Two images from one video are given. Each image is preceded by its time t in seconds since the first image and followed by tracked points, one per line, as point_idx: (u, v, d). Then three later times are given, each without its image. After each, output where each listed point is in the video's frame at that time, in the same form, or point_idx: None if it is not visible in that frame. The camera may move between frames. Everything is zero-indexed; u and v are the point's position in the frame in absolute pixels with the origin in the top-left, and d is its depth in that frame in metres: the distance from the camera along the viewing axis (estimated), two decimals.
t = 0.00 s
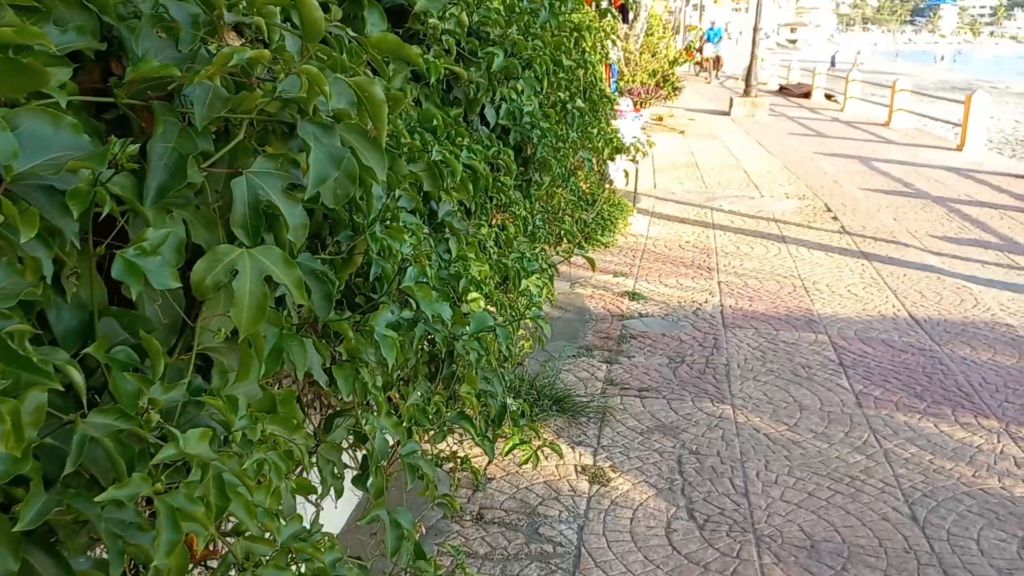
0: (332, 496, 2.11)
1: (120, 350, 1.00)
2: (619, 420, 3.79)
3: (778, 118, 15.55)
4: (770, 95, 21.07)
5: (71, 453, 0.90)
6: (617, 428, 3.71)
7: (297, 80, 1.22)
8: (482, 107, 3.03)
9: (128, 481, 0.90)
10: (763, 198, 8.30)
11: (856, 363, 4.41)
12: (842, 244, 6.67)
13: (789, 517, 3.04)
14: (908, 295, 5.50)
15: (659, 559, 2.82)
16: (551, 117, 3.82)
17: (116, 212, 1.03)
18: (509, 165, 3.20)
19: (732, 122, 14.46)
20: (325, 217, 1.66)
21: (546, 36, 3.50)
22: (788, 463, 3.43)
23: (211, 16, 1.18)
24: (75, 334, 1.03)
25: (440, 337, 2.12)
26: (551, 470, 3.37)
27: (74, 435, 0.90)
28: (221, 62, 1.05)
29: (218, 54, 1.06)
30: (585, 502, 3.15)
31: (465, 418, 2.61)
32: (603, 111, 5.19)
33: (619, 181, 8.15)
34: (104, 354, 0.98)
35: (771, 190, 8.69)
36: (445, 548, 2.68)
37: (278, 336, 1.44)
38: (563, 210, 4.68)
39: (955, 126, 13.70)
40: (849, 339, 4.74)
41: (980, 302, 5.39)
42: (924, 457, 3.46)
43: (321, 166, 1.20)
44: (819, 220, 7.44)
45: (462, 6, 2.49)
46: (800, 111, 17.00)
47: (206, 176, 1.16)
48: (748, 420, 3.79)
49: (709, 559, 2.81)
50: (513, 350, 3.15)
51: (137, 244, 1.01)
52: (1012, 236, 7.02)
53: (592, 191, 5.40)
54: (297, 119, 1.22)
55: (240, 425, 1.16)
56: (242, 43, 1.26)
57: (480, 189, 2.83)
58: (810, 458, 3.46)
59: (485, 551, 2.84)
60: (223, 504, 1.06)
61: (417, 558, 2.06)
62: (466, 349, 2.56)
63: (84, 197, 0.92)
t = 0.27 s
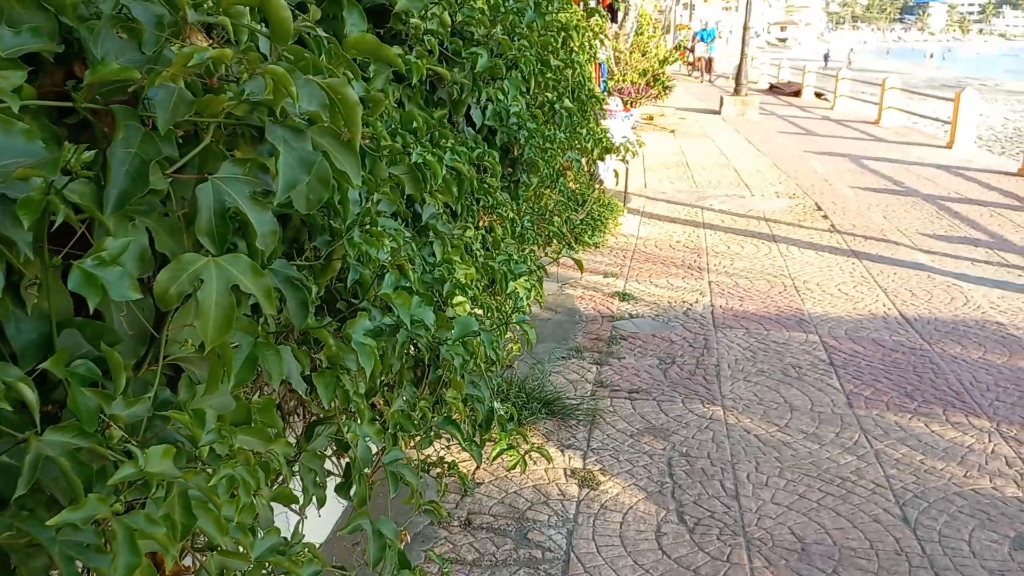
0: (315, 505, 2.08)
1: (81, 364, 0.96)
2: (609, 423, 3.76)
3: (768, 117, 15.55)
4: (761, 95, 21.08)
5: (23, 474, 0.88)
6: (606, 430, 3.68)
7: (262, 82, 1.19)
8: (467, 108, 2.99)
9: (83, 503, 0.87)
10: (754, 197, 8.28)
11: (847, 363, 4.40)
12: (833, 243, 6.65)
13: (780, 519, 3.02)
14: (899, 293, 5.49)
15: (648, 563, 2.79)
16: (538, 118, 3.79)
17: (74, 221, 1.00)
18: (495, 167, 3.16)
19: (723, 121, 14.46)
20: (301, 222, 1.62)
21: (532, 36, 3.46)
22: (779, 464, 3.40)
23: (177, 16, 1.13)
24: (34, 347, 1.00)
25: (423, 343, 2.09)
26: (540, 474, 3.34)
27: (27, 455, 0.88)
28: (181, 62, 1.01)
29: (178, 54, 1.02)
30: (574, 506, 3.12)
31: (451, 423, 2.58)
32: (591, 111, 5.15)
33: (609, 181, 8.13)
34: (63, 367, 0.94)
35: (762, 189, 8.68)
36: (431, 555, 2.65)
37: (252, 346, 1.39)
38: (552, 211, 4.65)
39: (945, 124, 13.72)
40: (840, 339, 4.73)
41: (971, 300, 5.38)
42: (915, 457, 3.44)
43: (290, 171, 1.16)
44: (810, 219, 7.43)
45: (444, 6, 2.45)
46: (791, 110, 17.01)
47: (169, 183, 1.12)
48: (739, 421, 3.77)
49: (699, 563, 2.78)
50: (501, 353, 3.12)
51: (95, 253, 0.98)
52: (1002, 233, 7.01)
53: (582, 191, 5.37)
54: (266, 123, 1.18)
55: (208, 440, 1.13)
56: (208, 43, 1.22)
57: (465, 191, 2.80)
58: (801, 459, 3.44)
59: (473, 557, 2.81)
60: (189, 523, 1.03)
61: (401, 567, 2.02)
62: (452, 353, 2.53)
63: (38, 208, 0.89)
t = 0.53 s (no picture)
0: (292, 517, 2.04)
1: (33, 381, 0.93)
2: (594, 427, 3.73)
3: (754, 117, 15.59)
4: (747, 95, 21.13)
5: None
6: (591, 434, 3.65)
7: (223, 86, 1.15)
8: (447, 111, 2.96)
9: (27, 530, 0.86)
10: (739, 198, 8.28)
11: (832, 364, 4.39)
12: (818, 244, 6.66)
13: (765, 523, 3.00)
14: (883, 294, 5.49)
15: (633, 569, 2.76)
16: (520, 121, 3.76)
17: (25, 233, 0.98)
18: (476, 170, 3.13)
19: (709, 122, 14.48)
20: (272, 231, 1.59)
21: (514, 38, 3.43)
22: (764, 468, 3.38)
23: (135, 22, 1.10)
24: None
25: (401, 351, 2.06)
26: (524, 480, 3.31)
27: None
28: (135, 65, 0.98)
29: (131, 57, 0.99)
30: (558, 512, 3.09)
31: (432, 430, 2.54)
32: (575, 113, 5.13)
33: (595, 183, 8.11)
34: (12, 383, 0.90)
35: (747, 189, 8.68)
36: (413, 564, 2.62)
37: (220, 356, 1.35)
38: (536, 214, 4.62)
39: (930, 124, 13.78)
40: (825, 340, 4.72)
41: (955, 300, 5.39)
42: (900, 459, 3.43)
43: (253, 178, 1.13)
44: (795, 220, 7.44)
45: (421, 8, 2.41)
46: (776, 110, 17.06)
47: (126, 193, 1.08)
48: (724, 424, 3.75)
49: (683, 568, 2.76)
50: (483, 358, 3.09)
51: (46, 265, 0.95)
52: (986, 233, 7.04)
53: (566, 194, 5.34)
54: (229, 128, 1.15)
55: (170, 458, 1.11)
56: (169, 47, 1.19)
57: (445, 195, 2.76)
58: (786, 462, 3.42)
59: (456, 565, 2.78)
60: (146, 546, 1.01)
61: None
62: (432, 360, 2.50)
63: None
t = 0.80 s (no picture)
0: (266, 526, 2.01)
1: None
2: (576, 429, 3.71)
3: (737, 118, 15.64)
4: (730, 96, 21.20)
5: None
6: (573, 437, 3.63)
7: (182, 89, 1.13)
8: (426, 112, 2.93)
9: None
10: (722, 199, 8.29)
11: (814, 365, 4.39)
12: (800, 244, 6.67)
13: (747, 526, 2.99)
14: (864, 294, 5.51)
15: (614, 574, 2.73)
16: (501, 122, 3.73)
17: None
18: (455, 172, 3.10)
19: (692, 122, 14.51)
20: (240, 236, 1.55)
21: (493, 39, 3.40)
22: (746, 470, 3.37)
23: (90, 21, 1.07)
24: None
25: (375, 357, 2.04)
26: (505, 484, 3.28)
27: None
28: (80, 71, 0.95)
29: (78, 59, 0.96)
30: (539, 517, 3.06)
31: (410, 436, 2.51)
32: (557, 114, 5.11)
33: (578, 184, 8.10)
34: None
35: (730, 190, 8.69)
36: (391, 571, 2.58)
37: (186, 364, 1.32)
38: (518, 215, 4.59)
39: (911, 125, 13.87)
40: (807, 341, 4.72)
41: (935, 300, 5.41)
42: (881, 460, 3.43)
43: (215, 182, 1.10)
44: (777, 220, 7.45)
45: (397, 8, 2.38)
46: (758, 112, 17.11)
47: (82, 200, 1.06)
48: (706, 426, 3.74)
49: (665, 573, 2.74)
50: (463, 362, 3.06)
51: None
52: (966, 233, 7.08)
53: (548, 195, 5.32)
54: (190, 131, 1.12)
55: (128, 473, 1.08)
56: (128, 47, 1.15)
57: (423, 197, 2.73)
58: (768, 464, 3.41)
59: (435, 571, 2.75)
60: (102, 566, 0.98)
61: None
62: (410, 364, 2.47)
63: None
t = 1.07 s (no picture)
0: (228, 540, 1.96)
1: None
2: (548, 433, 3.69)
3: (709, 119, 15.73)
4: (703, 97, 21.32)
5: None
6: (545, 441, 3.61)
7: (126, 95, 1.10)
8: (394, 115, 2.89)
9: None
10: (694, 199, 8.32)
11: (785, 366, 4.41)
12: (771, 245, 6.71)
13: (719, 529, 2.98)
14: (835, 294, 5.55)
15: None
16: (470, 124, 3.70)
17: None
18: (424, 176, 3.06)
19: (665, 124, 14.58)
20: (197, 244, 1.52)
21: (461, 41, 3.37)
22: (718, 472, 3.37)
23: (26, 24, 1.04)
24: None
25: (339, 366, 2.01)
26: (477, 490, 3.25)
27: None
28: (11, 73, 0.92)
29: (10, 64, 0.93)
30: (511, 523, 3.03)
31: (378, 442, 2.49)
32: (528, 116, 5.08)
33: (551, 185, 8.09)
34: None
35: (702, 191, 8.72)
36: None
37: (138, 378, 1.28)
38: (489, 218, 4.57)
39: (880, 125, 14.03)
40: (778, 341, 4.74)
41: (904, 300, 5.46)
42: (852, 461, 3.45)
43: (159, 195, 1.07)
44: (748, 221, 7.49)
45: (360, 11, 2.35)
46: (731, 112, 17.23)
47: (20, 209, 1.02)
48: (679, 428, 3.73)
49: None
50: (432, 367, 3.02)
51: None
52: (934, 233, 7.16)
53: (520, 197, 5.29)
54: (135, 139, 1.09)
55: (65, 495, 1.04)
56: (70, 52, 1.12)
57: (390, 201, 2.69)
58: (740, 466, 3.42)
59: None
60: None
61: None
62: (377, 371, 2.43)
63: None
